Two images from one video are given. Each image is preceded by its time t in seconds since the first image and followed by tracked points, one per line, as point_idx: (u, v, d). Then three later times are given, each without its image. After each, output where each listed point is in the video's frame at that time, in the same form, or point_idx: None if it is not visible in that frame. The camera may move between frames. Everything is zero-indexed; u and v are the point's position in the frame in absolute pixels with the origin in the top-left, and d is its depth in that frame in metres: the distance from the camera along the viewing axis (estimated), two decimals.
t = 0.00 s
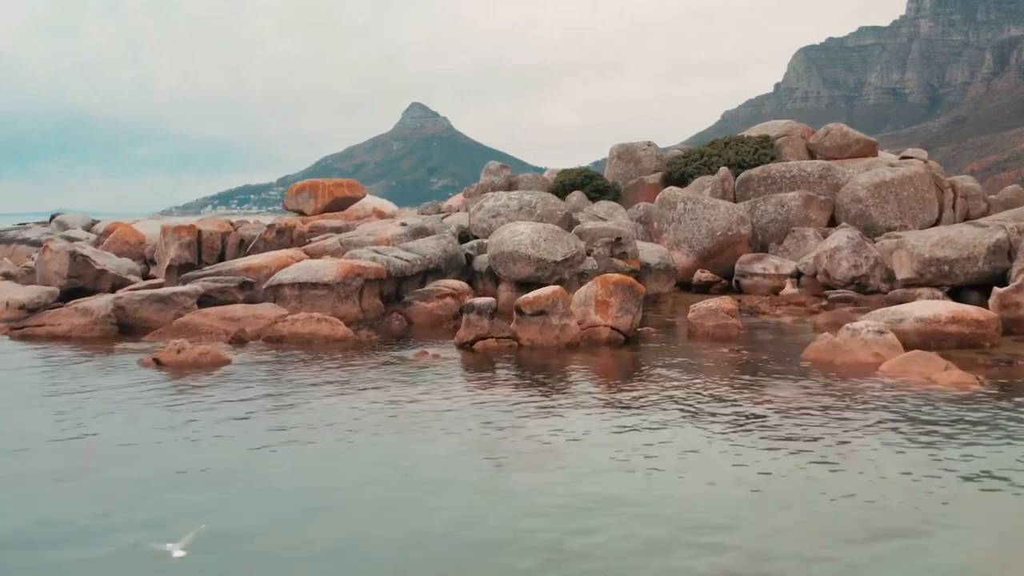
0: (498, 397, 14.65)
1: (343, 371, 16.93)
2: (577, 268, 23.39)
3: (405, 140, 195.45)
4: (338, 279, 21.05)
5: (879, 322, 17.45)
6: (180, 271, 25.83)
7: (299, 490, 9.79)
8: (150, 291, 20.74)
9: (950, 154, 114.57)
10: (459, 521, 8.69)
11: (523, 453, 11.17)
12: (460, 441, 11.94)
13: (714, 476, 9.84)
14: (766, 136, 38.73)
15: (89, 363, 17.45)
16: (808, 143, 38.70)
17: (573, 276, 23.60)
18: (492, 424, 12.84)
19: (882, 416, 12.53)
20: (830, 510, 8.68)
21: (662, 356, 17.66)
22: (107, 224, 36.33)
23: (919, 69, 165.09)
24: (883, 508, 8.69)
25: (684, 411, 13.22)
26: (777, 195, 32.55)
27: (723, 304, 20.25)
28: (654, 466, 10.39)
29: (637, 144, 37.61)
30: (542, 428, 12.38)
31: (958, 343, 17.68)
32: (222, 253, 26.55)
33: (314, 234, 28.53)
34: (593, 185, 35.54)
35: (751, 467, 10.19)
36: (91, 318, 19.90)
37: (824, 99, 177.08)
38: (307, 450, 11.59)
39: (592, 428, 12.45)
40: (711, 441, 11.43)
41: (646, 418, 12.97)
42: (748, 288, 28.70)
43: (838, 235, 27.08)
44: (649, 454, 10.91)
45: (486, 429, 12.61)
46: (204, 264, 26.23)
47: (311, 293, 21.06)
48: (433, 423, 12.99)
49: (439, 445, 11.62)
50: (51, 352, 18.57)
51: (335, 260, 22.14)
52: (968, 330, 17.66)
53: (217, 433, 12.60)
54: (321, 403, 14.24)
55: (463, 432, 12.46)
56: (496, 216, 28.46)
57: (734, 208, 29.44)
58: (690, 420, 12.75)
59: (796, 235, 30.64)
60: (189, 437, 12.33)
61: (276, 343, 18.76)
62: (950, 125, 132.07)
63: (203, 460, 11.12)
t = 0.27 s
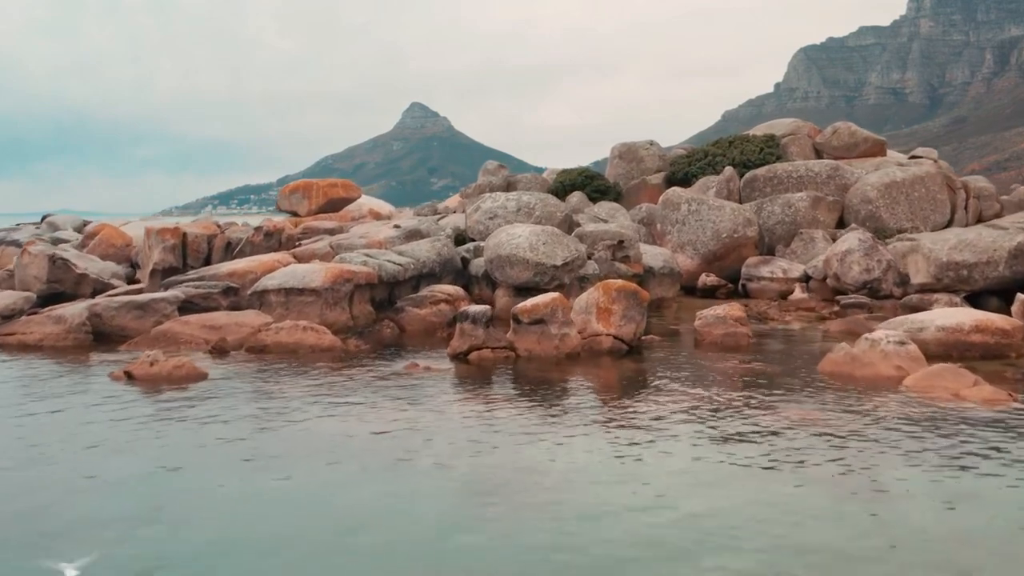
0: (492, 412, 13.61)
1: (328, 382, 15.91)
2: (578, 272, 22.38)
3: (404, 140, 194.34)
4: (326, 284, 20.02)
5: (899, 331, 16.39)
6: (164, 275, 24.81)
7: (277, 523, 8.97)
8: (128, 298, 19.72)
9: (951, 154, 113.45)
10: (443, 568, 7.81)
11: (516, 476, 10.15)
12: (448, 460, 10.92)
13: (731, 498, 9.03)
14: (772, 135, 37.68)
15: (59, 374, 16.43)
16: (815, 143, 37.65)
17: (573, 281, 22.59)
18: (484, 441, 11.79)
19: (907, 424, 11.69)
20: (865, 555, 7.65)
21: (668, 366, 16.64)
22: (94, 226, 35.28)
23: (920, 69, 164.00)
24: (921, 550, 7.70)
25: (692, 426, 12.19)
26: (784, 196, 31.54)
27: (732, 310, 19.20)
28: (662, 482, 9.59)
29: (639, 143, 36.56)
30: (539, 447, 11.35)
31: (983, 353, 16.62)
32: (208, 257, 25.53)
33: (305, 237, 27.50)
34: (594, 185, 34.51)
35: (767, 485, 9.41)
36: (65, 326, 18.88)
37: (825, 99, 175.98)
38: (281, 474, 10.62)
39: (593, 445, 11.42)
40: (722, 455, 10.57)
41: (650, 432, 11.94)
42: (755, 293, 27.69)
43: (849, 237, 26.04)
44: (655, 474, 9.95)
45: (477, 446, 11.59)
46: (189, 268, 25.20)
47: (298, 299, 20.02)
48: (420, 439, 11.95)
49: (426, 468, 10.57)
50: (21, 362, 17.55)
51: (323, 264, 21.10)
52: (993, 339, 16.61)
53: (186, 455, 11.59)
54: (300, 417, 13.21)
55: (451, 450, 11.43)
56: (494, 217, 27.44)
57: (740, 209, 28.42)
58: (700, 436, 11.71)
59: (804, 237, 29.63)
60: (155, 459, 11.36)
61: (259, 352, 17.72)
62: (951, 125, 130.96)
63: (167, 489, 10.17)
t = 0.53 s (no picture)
0: (487, 428, 12.55)
1: (313, 395, 14.86)
2: (578, 277, 21.34)
3: (404, 140, 193.26)
4: (312, 290, 18.97)
5: (922, 343, 15.33)
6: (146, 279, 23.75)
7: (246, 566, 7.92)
8: (104, 305, 18.67)
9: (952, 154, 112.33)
10: None
11: (513, 507, 9.12)
12: (438, 485, 9.90)
13: (760, 542, 8.01)
14: (777, 134, 36.62)
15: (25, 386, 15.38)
16: (822, 142, 36.61)
17: (574, 287, 21.56)
18: (477, 462, 10.74)
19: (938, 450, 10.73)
20: None
21: (676, 379, 15.59)
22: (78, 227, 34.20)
23: (920, 68, 162.92)
24: None
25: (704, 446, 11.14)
26: (791, 196, 30.49)
27: (742, 317, 18.16)
28: (680, 521, 8.61)
29: (641, 142, 35.50)
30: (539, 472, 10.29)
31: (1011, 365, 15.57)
32: (193, 260, 24.48)
33: (295, 241, 26.44)
34: (595, 185, 33.45)
35: (796, 524, 8.46)
36: (36, 335, 17.83)
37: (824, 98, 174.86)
38: (253, 501, 9.61)
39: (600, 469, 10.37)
40: (741, 485, 9.58)
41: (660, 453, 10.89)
42: (762, 297, 26.65)
43: (862, 239, 25.00)
44: (669, 510, 8.92)
45: (470, 467, 10.54)
46: (173, 272, 24.15)
47: (282, 306, 18.96)
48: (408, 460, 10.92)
49: (413, 498, 9.55)
50: None
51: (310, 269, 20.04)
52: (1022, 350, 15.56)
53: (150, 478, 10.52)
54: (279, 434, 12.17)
55: (442, 473, 10.39)
56: (491, 219, 26.40)
57: (747, 210, 27.38)
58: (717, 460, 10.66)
59: (813, 239, 28.58)
60: (117, 483, 10.32)
61: (240, 363, 16.65)
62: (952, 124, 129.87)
63: (125, 520, 9.15)
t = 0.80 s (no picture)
0: (479, 452, 11.28)
1: (290, 412, 13.61)
2: (578, 284, 20.12)
3: (403, 140, 191.99)
4: (294, 299, 17.72)
5: (954, 360, 14.03)
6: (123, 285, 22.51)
7: None
8: (71, 314, 17.45)
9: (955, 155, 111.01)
10: None
11: (505, 557, 7.88)
12: (419, 525, 8.65)
13: None
14: (785, 133, 35.38)
15: None
16: (831, 142, 35.36)
17: (574, 294, 20.32)
18: (466, 495, 9.47)
19: (988, 483, 9.40)
20: None
21: (685, 396, 14.35)
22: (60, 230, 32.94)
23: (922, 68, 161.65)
24: None
25: (722, 477, 9.88)
26: (801, 198, 29.26)
27: (755, 328, 16.86)
28: None
29: (643, 141, 34.27)
30: (538, 508, 9.03)
31: None
32: (172, 265, 23.24)
33: (281, 244, 25.23)
34: (595, 186, 32.24)
35: None
36: None
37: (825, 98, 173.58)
38: (206, 544, 8.34)
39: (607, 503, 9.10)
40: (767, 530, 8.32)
41: (671, 484, 9.64)
42: (772, 304, 25.44)
43: (877, 243, 23.78)
44: (687, 564, 7.62)
45: (457, 503, 9.28)
46: (151, 277, 22.91)
47: (262, 316, 17.69)
48: (387, 492, 9.64)
49: (391, 543, 8.29)
50: None
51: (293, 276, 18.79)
52: None
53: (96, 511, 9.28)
54: (245, 459, 10.90)
55: (424, 510, 9.12)
56: (487, 222, 25.15)
57: (756, 213, 26.15)
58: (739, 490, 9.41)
59: (824, 243, 27.36)
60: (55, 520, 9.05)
61: (213, 378, 15.39)
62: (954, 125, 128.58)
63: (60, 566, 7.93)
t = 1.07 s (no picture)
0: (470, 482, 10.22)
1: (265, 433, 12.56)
2: (579, 291, 19.06)
3: (404, 141, 190.96)
4: (276, 309, 16.67)
5: (985, 377, 12.92)
6: (101, 292, 21.44)
7: None
8: (39, 325, 16.39)
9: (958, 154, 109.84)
10: None
11: None
12: None
13: None
14: (792, 132, 34.30)
15: None
16: (839, 141, 34.28)
17: (574, 302, 19.26)
18: (453, 538, 8.42)
19: None
20: None
21: (693, 415, 13.29)
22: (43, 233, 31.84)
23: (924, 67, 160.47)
24: None
25: (739, 517, 8.82)
26: (810, 199, 28.20)
27: (767, 339, 15.76)
28: None
29: (646, 141, 33.20)
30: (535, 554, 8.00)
31: None
32: (153, 271, 22.17)
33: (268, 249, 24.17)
34: (596, 188, 31.19)
35: None
36: None
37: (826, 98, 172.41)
38: None
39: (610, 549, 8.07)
40: None
41: (684, 525, 8.61)
42: (780, 310, 24.39)
43: (891, 246, 22.71)
44: None
45: (441, 549, 8.22)
46: (130, 284, 21.84)
47: (241, 327, 16.63)
48: (363, 533, 8.58)
49: None
50: None
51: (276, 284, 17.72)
52: None
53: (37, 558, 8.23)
54: (210, 490, 9.84)
55: (404, 557, 8.06)
56: (484, 225, 24.08)
57: (763, 216, 25.09)
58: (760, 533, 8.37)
59: (835, 246, 26.32)
60: None
61: (186, 395, 14.32)
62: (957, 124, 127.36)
63: None
